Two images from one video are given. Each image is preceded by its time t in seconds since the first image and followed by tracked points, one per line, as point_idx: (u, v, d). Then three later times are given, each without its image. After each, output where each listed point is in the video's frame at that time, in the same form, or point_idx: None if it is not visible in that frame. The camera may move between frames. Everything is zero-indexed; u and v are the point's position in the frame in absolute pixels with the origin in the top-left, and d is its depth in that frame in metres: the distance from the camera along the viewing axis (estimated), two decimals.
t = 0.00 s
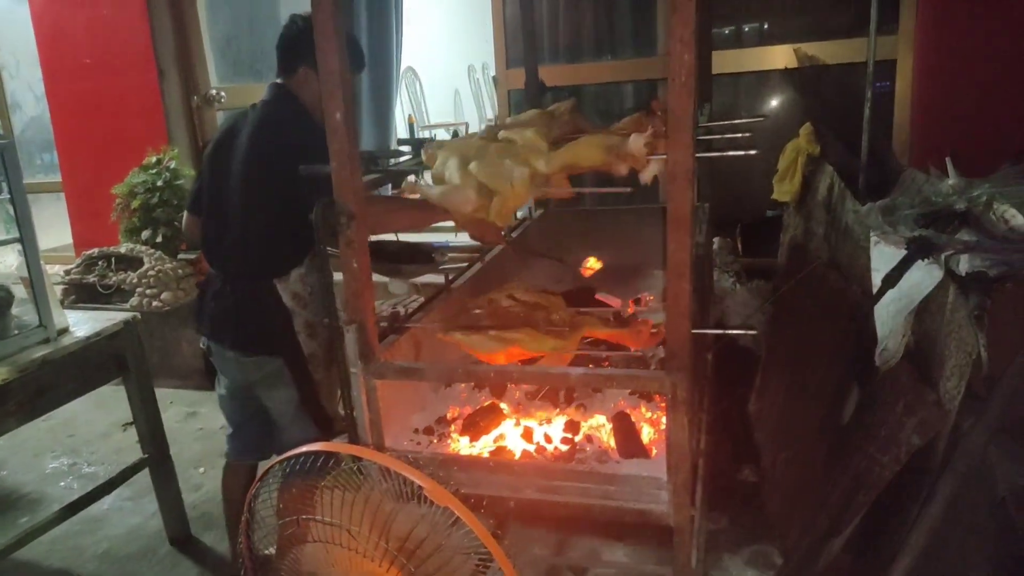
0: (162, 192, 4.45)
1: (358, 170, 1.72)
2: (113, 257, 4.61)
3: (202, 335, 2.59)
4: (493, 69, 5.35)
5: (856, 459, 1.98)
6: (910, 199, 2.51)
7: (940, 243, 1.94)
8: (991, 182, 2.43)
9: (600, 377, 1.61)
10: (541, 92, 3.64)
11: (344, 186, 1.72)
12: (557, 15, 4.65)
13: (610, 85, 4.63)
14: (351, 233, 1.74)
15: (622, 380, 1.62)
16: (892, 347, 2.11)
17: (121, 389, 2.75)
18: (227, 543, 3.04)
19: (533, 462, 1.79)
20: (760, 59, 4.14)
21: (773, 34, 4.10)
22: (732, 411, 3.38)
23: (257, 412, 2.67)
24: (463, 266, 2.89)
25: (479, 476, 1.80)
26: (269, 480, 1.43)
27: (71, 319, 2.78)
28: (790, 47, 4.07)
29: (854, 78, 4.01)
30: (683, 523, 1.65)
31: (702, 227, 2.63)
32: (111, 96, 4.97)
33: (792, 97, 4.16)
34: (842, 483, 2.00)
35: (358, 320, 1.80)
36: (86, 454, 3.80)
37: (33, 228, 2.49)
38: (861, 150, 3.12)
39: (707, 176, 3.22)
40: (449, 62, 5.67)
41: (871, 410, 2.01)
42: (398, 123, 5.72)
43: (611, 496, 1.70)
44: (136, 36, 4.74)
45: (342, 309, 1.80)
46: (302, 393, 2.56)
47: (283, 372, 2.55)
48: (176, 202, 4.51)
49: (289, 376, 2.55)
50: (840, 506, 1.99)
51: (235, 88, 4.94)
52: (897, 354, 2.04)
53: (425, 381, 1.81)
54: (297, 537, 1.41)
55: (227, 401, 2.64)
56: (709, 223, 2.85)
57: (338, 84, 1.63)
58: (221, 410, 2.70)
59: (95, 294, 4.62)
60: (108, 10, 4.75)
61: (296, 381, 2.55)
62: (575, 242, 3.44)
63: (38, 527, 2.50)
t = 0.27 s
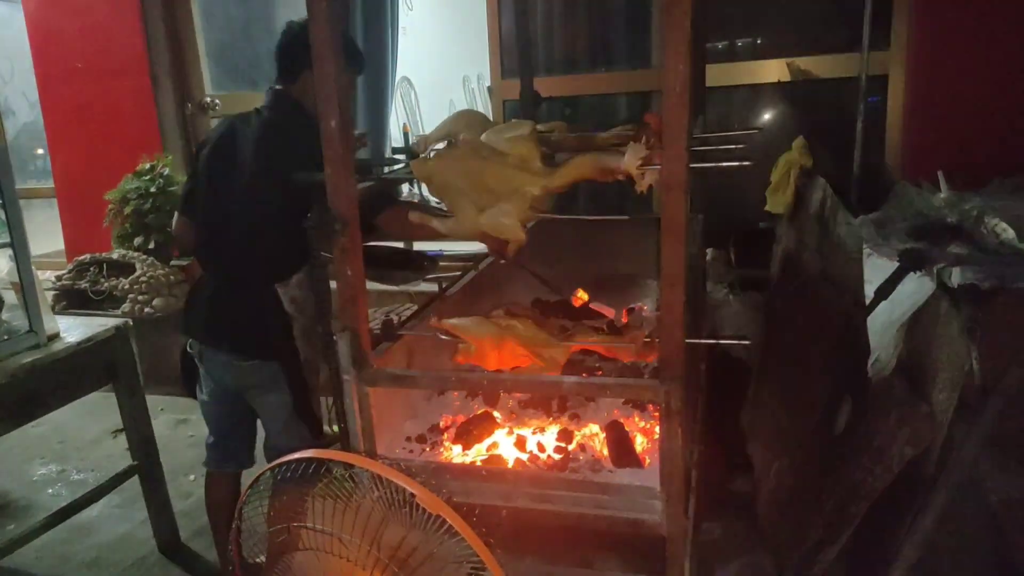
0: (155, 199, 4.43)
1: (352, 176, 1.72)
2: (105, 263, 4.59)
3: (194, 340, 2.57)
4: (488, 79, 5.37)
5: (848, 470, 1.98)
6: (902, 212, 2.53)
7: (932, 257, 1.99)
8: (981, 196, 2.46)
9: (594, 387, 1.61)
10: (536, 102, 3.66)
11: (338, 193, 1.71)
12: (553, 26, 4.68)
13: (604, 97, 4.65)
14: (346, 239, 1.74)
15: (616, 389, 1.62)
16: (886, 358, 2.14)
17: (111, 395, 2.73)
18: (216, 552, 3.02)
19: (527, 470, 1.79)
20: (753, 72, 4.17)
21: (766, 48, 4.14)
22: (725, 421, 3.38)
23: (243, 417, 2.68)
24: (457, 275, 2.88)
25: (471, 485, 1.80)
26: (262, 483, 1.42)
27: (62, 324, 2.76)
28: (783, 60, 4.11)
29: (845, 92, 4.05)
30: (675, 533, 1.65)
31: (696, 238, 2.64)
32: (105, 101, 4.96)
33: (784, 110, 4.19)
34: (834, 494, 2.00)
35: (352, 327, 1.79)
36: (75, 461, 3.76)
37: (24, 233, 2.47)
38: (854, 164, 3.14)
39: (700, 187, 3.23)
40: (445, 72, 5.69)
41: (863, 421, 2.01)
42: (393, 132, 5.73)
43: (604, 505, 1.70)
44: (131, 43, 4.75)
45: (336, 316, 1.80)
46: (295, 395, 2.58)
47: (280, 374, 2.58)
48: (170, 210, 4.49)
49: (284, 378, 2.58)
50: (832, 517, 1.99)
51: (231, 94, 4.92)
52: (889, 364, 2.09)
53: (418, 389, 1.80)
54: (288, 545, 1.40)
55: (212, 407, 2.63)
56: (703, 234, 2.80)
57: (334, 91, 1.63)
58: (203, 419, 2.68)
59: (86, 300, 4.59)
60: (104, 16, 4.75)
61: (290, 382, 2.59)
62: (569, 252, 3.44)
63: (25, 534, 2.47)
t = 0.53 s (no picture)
0: (147, 204, 4.41)
1: (345, 182, 1.72)
2: (97, 269, 4.57)
3: (186, 347, 2.55)
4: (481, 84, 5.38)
5: (844, 474, 1.98)
6: (894, 217, 2.53)
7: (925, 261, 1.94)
8: (972, 200, 2.47)
9: (588, 393, 1.60)
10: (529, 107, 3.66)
11: (331, 199, 1.71)
12: (545, 32, 4.69)
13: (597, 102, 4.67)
14: (339, 245, 1.73)
15: (610, 395, 1.61)
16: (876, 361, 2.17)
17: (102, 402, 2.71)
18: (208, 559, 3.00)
19: (520, 476, 1.78)
20: (745, 77, 4.19)
21: (758, 53, 4.16)
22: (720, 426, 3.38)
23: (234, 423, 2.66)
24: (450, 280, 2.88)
25: (465, 492, 1.79)
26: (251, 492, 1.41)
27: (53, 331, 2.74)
28: (775, 66, 4.12)
29: (837, 97, 4.07)
30: (670, 538, 1.65)
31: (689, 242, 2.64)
32: (97, 106, 4.94)
33: (776, 116, 4.21)
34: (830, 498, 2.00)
35: (345, 333, 1.79)
36: (66, 468, 3.73)
37: (15, 239, 2.46)
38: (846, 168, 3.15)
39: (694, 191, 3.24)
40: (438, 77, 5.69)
41: (857, 426, 2.02)
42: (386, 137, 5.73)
43: (598, 511, 1.69)
44: (123, 48, 4.74)
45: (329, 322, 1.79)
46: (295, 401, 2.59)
47: (280, 379, 2.57)
48: (162, 215, 4.47)
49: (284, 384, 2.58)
50: (827, 521, 2.03)
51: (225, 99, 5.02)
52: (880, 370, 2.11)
53: (411, 395, 1.80)
54: (280, 553, 1.39)
55: (201, 415, 2.60)
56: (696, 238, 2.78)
57: (326, 96, 1.62)
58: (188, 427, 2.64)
59: (78, 305, 4.56)
60: (95, 21, 4.74)
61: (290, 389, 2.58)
62: (562, 257, 3.44)
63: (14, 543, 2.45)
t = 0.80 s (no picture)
0: (140, 207, 4.39)
1: (339, 185, 1.72)
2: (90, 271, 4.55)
3: (179, 350, 2.54)
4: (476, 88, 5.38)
5: (838, 478, 1.98)
6: (888, 221, 2.54)
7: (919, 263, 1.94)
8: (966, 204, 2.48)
9: (582, 395, 1.60)
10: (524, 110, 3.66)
11: (326, 202, 1.70)
12: (540, 36, 4.70)
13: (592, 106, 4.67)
14: (333, 247, 1.73)
15: (604, 398, 1.61)
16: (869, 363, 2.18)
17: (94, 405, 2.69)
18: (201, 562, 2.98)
19: (514, 479, 1.78)
20: (740, 81, 4.20)
21: (752, 58, 4.18)
22: (714, 429, 3.38)
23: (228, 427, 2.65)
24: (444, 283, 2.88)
25: (459, 495, 1.78)
26: (243, 495, 1.41)
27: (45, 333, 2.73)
28: (770, 70, 4.14)
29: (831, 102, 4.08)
30: (664, 541, 1.65)
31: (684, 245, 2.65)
32: (91, 108, 4.93)
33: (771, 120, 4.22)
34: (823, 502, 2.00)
35: (339, 336, 1.78)
36: (57, 472, 3.71)
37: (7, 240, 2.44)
38: (840, 172, 3.16)
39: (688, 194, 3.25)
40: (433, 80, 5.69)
41: (851, 429, 2.02)
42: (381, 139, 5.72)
43: (591, 514, 1.69)
44: (118, 50, 4.73)
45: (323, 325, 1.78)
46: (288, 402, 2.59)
47: (274, 383, 2.57)
48: (156, 217, 4.45)
49: (277, 388, 2.57)
50: (821, 523, 2.03)
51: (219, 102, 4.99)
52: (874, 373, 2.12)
53: (405, 398, 1.79)
54: (272, 557, 1.38)
55: (194, 418, 2.59)
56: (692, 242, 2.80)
57: (320, 99, 1.62)
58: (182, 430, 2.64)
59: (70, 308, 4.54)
60: (90, 23, 4.73)
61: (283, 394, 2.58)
62: (557, 260, 3.44)
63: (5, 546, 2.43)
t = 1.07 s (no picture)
0: (137, 214, 4.39)
1: (334, 191, 1.72)
2: (86, 278, 4.54)
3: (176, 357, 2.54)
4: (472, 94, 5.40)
5: (834, 482, 1.98)
6: (883, 226, 2.55)
7: (913, 268, 1.94)
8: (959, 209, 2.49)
9: (579, 400, 1.61)
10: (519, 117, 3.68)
11: (322, 208, 1.71)
12: (536, 43, 4.73)
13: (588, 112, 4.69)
14: (328, 253, 1.73)
15: (600, 402, 1.62)
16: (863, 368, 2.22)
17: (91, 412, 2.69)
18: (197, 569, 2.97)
19: (511, 485, 1.77)
20: (734, 88, 4.23)
21: (746, 64, 4.20)
22: (711, 434, 3.38)
23: (227, 433, 2.65)
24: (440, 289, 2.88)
25: (456, 500, 1.78)
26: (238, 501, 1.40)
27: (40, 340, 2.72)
28: (764, 77, 4.16)
29: (824, 108, 4.11)
30: (661, 546, 1.65)
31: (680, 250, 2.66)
32: (88, 115, 4.94)
33: (765, 126, 4.24)
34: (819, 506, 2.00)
35: (335, 342, 1.78)
36: (53, 479, 3.69)
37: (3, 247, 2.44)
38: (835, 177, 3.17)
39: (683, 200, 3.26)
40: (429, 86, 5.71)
41: (847, 433, 2.02)
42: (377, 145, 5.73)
43: (588, 519, 1.69)
44: (115, 58, 4.74)
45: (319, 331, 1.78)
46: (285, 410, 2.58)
47: (271, 391, 2.56)
48: (152, 224, 4.45)
49: (275, 394, 2.57)
50: (818, 528, 2.03)
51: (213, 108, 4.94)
52: (869, 378, 2.16)
53: (402, 404, 1.79)
54: (269, 562, 1.37)
55: (196, 425, 2.60)
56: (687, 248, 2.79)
57: (315, 105, 1.63)
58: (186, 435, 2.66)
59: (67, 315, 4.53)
60: (87, 31, 4.75)
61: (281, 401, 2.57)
62: (553, 265, 3.45)
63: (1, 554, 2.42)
